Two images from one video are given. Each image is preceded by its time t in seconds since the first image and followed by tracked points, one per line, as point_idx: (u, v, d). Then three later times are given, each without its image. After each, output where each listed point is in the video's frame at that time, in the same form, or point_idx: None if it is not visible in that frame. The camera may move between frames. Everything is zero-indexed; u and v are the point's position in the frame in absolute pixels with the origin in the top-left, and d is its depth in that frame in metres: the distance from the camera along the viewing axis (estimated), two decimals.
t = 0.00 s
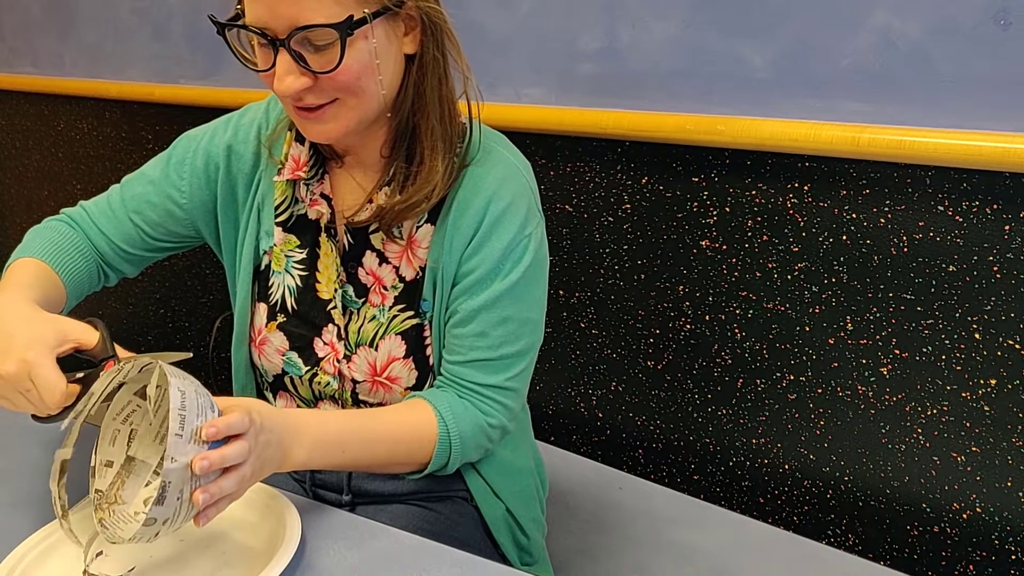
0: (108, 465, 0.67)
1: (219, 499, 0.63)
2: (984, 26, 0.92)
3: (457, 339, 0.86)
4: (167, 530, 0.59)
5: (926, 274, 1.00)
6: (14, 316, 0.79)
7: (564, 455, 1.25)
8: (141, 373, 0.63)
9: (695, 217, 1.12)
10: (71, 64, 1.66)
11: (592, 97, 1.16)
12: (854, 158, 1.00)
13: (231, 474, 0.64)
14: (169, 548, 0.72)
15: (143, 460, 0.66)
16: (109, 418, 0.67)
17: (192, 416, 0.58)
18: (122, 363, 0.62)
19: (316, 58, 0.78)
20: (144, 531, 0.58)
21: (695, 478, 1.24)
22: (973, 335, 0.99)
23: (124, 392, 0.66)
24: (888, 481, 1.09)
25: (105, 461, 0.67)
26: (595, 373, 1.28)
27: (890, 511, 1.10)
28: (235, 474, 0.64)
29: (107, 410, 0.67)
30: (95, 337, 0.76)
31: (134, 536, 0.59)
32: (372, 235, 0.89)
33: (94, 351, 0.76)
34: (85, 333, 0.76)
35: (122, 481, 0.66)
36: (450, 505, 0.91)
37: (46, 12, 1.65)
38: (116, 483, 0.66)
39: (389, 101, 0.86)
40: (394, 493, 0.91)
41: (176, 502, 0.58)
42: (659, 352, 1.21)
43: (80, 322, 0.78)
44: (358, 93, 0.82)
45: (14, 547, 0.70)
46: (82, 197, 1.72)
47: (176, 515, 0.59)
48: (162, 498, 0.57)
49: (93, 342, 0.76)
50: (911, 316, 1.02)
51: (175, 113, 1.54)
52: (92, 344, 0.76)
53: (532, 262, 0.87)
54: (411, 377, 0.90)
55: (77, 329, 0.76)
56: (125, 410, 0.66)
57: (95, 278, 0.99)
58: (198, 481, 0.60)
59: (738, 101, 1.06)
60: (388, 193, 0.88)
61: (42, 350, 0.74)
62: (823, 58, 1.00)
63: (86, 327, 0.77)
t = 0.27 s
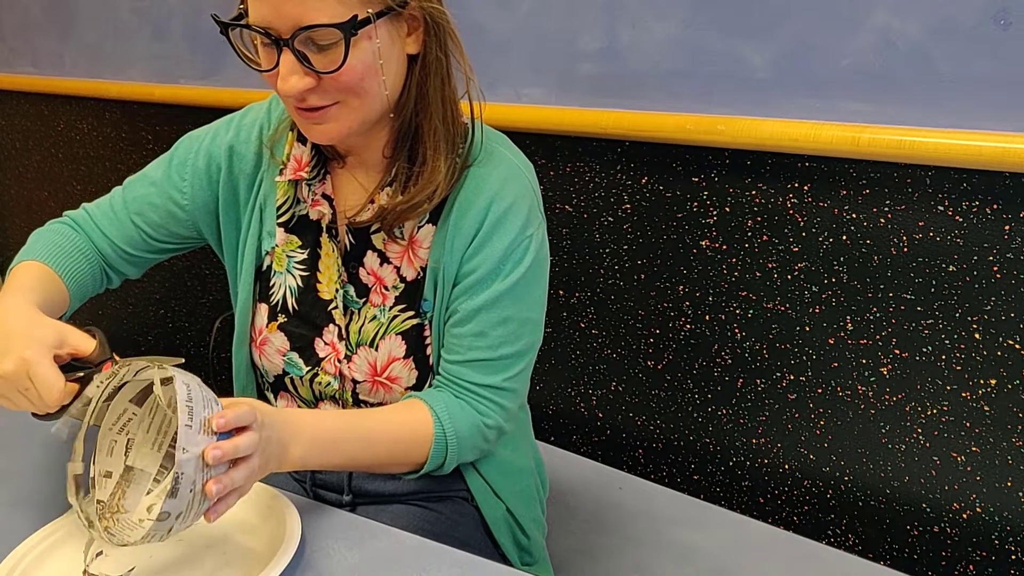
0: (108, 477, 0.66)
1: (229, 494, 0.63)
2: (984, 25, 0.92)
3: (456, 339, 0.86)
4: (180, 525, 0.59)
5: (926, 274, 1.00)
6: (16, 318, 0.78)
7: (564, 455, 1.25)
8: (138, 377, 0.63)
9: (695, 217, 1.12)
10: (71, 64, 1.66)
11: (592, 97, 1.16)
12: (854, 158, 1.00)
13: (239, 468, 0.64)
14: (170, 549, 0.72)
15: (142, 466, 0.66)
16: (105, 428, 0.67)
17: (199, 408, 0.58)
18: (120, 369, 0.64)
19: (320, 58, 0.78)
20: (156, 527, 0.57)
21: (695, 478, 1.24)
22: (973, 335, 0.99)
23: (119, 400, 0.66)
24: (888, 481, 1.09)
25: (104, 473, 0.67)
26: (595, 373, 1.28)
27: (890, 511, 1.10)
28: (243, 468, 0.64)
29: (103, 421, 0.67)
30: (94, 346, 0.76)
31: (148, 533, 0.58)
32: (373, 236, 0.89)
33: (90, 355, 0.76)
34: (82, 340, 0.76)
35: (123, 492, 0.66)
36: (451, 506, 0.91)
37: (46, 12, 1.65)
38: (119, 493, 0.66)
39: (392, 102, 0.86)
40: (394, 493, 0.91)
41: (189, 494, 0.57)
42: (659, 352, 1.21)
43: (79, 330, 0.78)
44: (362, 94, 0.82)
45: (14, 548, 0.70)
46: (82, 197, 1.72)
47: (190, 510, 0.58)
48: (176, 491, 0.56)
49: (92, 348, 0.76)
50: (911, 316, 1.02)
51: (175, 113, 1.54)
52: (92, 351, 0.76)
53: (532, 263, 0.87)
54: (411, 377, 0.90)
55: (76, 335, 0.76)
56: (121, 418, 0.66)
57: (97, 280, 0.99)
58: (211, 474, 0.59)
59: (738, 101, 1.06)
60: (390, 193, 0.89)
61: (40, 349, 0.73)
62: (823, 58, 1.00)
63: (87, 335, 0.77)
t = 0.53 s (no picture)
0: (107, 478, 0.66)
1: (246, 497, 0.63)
2: (984, 25, 0.91)
3: (460, 338, 0.86)
4: (191, 509, 0.57)
5: (926, 274, 1.00)
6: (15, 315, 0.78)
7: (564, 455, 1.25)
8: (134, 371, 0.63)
9: (695, 217, 1.12)
10: (71, 64, 1.66)
11: (592, 97, 1.16)
12: (854, 158, 1.00)
13: (254, 473, 0.64)
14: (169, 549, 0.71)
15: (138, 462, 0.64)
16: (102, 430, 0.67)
17: (212, 388, 0.58)
18: (115, 362, 0.63)
19: (320, 56, 0.79)
20: (169, 510, 0.56)
21: (695, 478, 1.24)
22: (973, 335, 0.99)
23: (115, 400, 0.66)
24: (888, 481, 1.09)
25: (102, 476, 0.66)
26: (595, 373, 1.28)
27: (890, 511, 1.10)
28: (262, 472, 0.64)
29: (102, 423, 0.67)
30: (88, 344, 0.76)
31: (157, 518, 0.56)
32: (373, 235, 0.89)
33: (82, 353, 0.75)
34: (78, 341, 0.76)
35: (121, 492, 0.64)
36: (451, 506, 0.91)
37: (46, 12, 1.65)
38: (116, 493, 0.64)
39: (393, 101, 0.86)
40: (395, 492, 0.91)
41: (204, 474, 0.56)
42: (659, 352, 1.21)
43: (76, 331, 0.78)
44: (362, 93, 0.82)
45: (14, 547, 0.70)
46: (82, 197, 1.72)
47: (203, 492, 0.57)
48: (191, 470, 0.55)
49: (86, 347, 0.75)
50: (911, 316, 1.02)
51: (175, 113, 1.53)
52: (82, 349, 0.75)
53: (535, 262, 0.87)
54: (412, 376, 0.90)
55: (71, 333, 0.76)
56: (116, 419, 0.66)
57: (98, 280, 0.99)
58: (224, 457, 0.58)
59: (738, 101, 1.06)
60: (389, 192, 0.89)
61: (34, 342, 0.74)
62: (823, 58, 1.00)
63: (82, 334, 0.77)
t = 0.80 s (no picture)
0: (95, 461, 0.63)
1: (232, 475, 0.62)
2: (984, 25, 0.92)
3: (463, 334, 0.86)
4: (185, 485, 0.57)
5: (926, 274, 1.00)
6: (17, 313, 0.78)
7: (564, 455, 1.25)
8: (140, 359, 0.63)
9: (695, 217, 1.12)
10: (70, 64, 1.66)
11: (592, 97, 1.16)
12: (854, 158, 1.00)
13: (244, 452, 0.63)
14: (170, 549, 0.71)
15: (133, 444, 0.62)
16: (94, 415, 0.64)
17: (219, 373, 0.60)
18: (119, 352, 0.63)
19: (321, 54, 0.79)
20: (165, 481, 0.56)
21: (695, 478, 1.24)
22: (973, 335, 0.99)
23: (113, 385, 0.64)
24: (888, 481, 1.09)
25: (90, 458, 0.63)
26: (595, 373, 1.28)
27: (890, 511, 1.10)
28: (252, 453, 0.64)
29: (95, 406, 0.64)
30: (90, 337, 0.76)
31: (149, 488, 0.56)
32: (375, 233, 0.89)
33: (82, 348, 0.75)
34: (81, 335, 0.76)
35: (108, 476, 0.62)
36: (451, 505, 0.91)
37: (45, 12, 1.65)
38: (103, 475, 0.62)
39: (394, 98, 0.86)
40: (395, 492, 0.91)
41: (208, 449, 0.57)
42: (659, 352, 1.21)
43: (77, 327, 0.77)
44: (363, 90, 0.82)
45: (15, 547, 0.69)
46: (82, 197, 1.72)
47: (201, 469, 0.57)
48: (197, 444, 0.56)
49: (87, 342, 0.76)
50: (911, 316, 1.02)
51: (175, 113, 1.53)
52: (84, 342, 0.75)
53: (536, 256, 0.87)
54: (414, 374, 0.89)
55: (74, 329, 0.76)
56: (112, 404, 0.64)
57: (102, 283, 0.99)
58: (227, 439, 0.59)
59: (738, 101, 1.06)
60: (391, 189, 0.88)
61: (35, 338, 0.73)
62: (823, 58, 1.00)
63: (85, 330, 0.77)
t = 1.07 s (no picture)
0: (91, 466, 0.63)
1: (232, 476, 0.62)
2: (984, 25, 0.92)
3: (463, 334, 0.86)
4: (187, 490, 0.58)
5: (926, 274, 1.00)
6: (17, 310, 0.78)
7: (564, 455, 1.25)
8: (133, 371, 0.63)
9: (695, 217, 1.12)
10: (70, 63, 1.66)
11: (592, 97, 1.16)
12: (854, 158, 1.00)
13: (240, 452, 0.63)
14: (170, 548, 0.71)
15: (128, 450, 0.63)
16: (89, 421, 0.64)
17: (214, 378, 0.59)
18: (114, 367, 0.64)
19: (323, 55, 0.78)
20: (168, 486, 0.56)
21: (695, 478, 1.24)
22: (973, 335, 0.99)
23: (108, 393, 0.64)
24: (888, 481, 1.09)
25: (85, 463, 0.63)
26: (595, 373, 1.28)
27: (890, 511, 1.10)
28: (247, 453, 0.63)
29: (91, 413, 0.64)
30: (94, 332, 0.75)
31: (152, 494, 0.56)
32: (376, 232, 0.89)
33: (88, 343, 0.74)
34: (86, 329, 0.75)
35: (104, 481, 0.62)
36: (451, 505, 0.91)
37: (45, 11, 1.65)
38: (99, 481, 0.62)
39: (396, 99, 0.86)
40: (395, 492, 0.91)
41: (209, 454, 0.57)
42: (659, 352, 1.21)
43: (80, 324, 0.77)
44: (365, 91, 0.82)
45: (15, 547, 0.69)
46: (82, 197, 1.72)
47: (202, 474, 0.58)
48: (198, 450, 0.56)
49: (92, 337, 0.75)
50: (911, 316, 1.02)
51: (175, 113, 1.53)
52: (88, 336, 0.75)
53: (537, 257, 0.87)
54: (414, 374, 0.89)
55: (77, 324, 0.75)
56: (107, 411, 0.64)
57: (101, 280, 0.99)
58: (226, 443, 0.60)
59: (738, 101, 1.06)
60: (393, 189, 0.89)
61: (39, 338, 0.73)
62: (823, 58, 1.00)
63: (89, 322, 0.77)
